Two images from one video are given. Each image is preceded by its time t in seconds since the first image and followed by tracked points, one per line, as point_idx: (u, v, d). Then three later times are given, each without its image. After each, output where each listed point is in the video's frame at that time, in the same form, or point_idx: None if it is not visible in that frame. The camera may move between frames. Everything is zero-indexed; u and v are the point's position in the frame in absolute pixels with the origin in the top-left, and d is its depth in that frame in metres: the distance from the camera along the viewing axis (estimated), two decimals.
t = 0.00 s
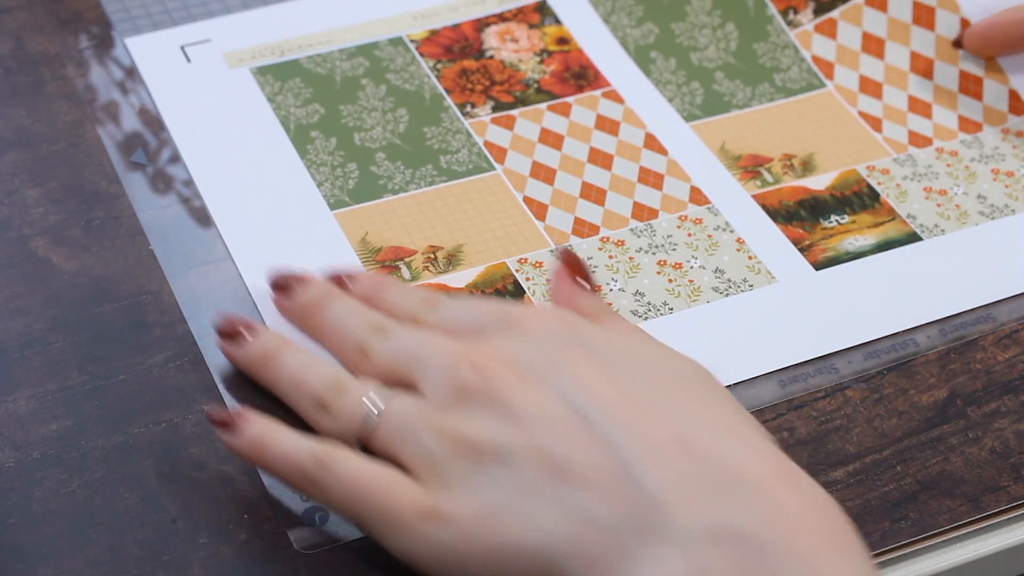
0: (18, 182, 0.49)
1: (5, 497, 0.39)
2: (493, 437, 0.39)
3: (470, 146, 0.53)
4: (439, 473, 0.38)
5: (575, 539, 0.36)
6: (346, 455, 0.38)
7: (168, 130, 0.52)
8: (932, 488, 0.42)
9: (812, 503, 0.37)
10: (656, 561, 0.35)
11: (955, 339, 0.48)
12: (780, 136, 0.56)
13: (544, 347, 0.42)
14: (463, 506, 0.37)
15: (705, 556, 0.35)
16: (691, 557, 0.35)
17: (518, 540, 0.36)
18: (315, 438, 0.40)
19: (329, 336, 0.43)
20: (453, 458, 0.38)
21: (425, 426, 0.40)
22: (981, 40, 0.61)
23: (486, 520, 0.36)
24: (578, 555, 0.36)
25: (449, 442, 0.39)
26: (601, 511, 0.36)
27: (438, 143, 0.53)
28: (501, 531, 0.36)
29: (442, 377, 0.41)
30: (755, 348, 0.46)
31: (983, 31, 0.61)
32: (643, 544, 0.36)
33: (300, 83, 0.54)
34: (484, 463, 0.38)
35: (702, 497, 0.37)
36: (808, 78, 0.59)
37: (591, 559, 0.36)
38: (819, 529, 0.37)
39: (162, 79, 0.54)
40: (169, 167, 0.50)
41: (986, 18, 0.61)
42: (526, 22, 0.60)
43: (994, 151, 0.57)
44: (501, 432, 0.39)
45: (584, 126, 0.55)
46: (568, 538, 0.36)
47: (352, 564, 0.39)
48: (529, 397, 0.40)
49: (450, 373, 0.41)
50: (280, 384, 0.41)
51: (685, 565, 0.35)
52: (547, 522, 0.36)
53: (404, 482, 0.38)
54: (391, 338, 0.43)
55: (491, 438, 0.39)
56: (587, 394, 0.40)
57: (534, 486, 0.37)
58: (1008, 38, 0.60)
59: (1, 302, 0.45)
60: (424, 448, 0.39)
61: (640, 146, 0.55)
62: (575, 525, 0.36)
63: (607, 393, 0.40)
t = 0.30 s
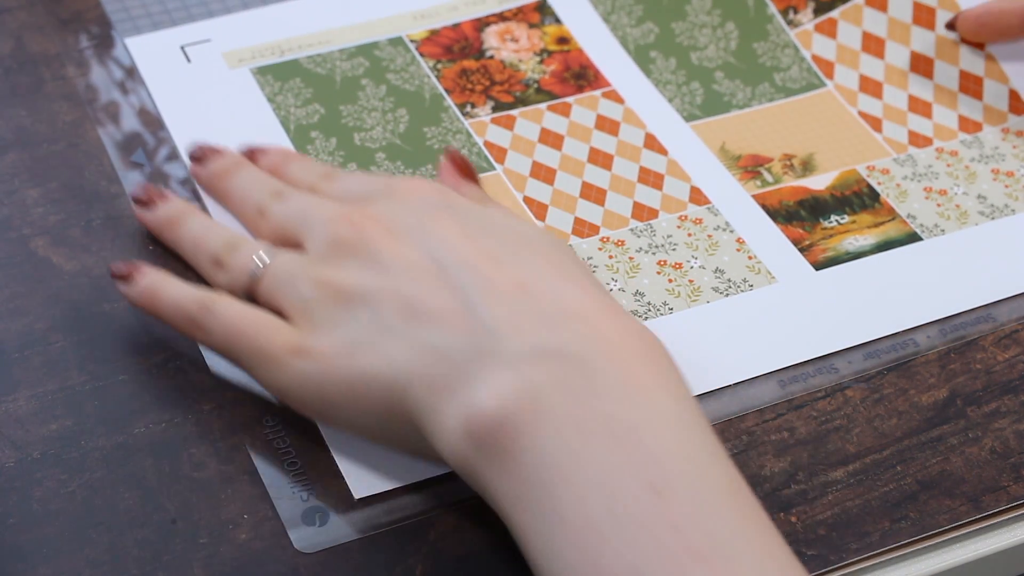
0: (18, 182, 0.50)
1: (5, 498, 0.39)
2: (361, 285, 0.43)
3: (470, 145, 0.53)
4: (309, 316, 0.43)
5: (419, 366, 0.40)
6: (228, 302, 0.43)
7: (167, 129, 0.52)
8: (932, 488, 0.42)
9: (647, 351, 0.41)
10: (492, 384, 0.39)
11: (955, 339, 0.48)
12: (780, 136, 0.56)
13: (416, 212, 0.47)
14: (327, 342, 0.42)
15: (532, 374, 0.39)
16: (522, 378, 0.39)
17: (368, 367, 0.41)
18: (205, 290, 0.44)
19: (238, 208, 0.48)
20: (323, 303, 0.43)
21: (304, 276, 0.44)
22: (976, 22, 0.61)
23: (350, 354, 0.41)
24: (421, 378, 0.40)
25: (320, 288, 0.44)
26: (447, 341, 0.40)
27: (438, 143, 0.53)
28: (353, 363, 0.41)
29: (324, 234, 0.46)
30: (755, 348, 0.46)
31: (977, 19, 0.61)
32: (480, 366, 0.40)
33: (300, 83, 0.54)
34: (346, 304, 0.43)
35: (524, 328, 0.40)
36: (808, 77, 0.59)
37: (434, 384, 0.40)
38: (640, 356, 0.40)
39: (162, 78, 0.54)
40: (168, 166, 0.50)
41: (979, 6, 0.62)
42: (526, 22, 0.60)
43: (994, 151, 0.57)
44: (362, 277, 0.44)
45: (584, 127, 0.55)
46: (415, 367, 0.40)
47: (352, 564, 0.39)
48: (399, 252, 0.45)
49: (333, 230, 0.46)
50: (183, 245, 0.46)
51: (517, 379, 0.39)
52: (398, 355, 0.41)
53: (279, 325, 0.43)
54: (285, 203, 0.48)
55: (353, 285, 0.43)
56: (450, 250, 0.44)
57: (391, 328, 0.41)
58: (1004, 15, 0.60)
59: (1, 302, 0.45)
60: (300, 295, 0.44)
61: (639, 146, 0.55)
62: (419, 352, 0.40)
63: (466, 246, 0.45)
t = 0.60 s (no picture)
0: (18, 182, 0.49)
1: (5, 497, 0.39)
2: (269, 187, 0.45)
3: (470, 146, 0.53)
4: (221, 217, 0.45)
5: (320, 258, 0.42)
6: (141, 205, 0.45)
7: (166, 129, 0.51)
8: (932, 488, 0.42)
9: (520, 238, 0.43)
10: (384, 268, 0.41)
11: (955, 339, 0.48)
12: (780, 137, 0.56)
13: (321, 123, 0.49)
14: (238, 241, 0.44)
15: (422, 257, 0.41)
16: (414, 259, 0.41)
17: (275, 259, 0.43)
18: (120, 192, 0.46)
19: (158, 119, 0.50)
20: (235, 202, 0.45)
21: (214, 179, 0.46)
22: (976, 25, 0.61)
23: (257, 248, 0.43)
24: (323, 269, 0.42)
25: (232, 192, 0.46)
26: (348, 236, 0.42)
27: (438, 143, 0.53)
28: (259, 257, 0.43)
29: (236, 143, 0.48)
30: (756, 348, 0.46)
31: (977, 23, 0.61)
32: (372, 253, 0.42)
33: (300, 84, 0.54)
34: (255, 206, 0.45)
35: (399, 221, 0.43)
36: (808, 78, 0.59)
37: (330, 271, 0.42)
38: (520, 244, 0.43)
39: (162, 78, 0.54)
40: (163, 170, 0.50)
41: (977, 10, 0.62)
42: (526, 23, 0.60)
43: (994, 151, 0.57)
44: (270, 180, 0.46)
45: (584, 127, 0.55)
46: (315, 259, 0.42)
47: (352, 564, 0.39)
48: (308, 160, 0.47)
49: (244, 140, 0.48)
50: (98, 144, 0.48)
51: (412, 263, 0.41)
52: (303, 251, 0.43)
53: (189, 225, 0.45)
54: (203, 114, 0.50)
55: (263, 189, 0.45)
56: (352, 161, 0.46)
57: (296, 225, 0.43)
58: (1003, 17, 0.60)
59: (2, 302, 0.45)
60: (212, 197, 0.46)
61: (639, 146, 0.55)
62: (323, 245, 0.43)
63: (365, 157, 0.47)
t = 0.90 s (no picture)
0: (18, 182, 0.50)
1: (5, 497, 0.39)
2: (208, 122, 0.48)
3: (470, 147, 0.53)
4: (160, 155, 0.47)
5: (248, 184, 0.45)
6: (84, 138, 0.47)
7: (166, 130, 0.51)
8: (932, 488, 0.42)
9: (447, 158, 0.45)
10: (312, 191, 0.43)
11: (955, 339, 0.48)
12: (780, 137, 0.56)
13: (259, 65, 0.51)
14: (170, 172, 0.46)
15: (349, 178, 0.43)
16: (343, 181, 0.43)
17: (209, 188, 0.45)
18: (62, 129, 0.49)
19: (106, 64, 0.53)
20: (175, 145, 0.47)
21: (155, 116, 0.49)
22: (975, 23, 0.61)
23: (194, 177, 0.46)
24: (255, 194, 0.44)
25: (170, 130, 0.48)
26: (279, 162, 0.45)
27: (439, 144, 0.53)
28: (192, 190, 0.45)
29: (178, 83, 0.50)
30: (755, 348, 0.46)
31: (977, 21, 0.61)
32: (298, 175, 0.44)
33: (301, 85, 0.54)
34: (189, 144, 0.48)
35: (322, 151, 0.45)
36: (808, 78, 0.59)
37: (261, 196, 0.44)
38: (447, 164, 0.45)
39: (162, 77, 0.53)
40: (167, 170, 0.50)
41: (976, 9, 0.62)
42: (526, 23, 0.60)
43: (994, 151, 0.57)
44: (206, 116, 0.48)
45: (583, 126, 0.55)
46: (245, 183, 0.45)
47: (353, 564, 0.39)
48: (248, 96, 0.49)
49: (186, 81, 0.50)
50: (40, 84, 0.51)
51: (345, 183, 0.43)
52: (234, 180, 0.45)
53: (127, 155, 0.47)
54: (145, 59, 0.52)
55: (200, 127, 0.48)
56: (288, 95, 0.49)
57: (231, 155, 0.46)
58: (1002, 15, 0.60)
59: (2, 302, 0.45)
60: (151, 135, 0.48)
61: (639, 146, 0.55)
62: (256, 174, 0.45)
63: (300, 92, 0.49)
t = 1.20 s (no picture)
0: (18, 182, 0.50)
1: (5, 498, 0.39)
2: (392, 394, 0.40)
3: (470, 147, 0.53)
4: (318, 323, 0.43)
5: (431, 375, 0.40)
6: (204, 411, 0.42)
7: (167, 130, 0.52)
8: (932, 488, 0.42)
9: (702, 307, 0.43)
10: (493, 413, 0.38)
11: (955, 339, 0.48)
12: (780, 137, 0.56)
13: (433, 275, 0.44)
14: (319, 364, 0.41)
15: (623, 350, 0.39)
16: (583, 360, 0.39)
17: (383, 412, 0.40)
18: (219, 321, 0.43)
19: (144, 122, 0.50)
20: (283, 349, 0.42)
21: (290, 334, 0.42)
22: None
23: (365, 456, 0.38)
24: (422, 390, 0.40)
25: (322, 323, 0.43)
26: (443, 432, 0.38)
27: (439, 144, 0.53)
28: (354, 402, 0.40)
29: (359, 247, 0.45)
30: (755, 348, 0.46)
31: None
32: (477, 380, 0.39)
33: (300, 85, 0.54)
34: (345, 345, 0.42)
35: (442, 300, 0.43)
36: (809, 78, 0.59)
37: (408, 495, 0.37)
38: (732, 337, 0.42)
39: (162, 79, 0.54)
40: (168, 169, 0.50)
41: None
42: (526, 22, 0.60)
43: (994, 151, 0.57)
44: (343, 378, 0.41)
45: (584, 126, 0.55)
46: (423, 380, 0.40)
47: (352, 564, 0.39)
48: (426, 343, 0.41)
49: (351, 313, 0.43)
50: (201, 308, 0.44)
51: (558, 377, 0.39)
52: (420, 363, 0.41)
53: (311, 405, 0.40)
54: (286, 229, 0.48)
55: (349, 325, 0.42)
56: (529, 319, 0.41)
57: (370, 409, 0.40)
58: None
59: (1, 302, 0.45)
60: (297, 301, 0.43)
61: (640, 146, 0.55)
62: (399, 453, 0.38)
63: (515, 301, 0.42)
